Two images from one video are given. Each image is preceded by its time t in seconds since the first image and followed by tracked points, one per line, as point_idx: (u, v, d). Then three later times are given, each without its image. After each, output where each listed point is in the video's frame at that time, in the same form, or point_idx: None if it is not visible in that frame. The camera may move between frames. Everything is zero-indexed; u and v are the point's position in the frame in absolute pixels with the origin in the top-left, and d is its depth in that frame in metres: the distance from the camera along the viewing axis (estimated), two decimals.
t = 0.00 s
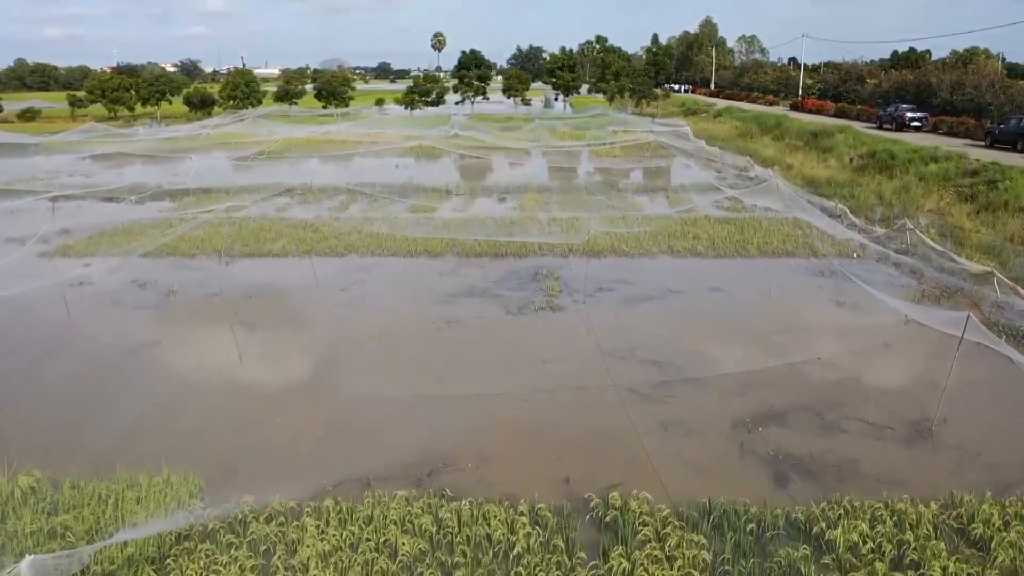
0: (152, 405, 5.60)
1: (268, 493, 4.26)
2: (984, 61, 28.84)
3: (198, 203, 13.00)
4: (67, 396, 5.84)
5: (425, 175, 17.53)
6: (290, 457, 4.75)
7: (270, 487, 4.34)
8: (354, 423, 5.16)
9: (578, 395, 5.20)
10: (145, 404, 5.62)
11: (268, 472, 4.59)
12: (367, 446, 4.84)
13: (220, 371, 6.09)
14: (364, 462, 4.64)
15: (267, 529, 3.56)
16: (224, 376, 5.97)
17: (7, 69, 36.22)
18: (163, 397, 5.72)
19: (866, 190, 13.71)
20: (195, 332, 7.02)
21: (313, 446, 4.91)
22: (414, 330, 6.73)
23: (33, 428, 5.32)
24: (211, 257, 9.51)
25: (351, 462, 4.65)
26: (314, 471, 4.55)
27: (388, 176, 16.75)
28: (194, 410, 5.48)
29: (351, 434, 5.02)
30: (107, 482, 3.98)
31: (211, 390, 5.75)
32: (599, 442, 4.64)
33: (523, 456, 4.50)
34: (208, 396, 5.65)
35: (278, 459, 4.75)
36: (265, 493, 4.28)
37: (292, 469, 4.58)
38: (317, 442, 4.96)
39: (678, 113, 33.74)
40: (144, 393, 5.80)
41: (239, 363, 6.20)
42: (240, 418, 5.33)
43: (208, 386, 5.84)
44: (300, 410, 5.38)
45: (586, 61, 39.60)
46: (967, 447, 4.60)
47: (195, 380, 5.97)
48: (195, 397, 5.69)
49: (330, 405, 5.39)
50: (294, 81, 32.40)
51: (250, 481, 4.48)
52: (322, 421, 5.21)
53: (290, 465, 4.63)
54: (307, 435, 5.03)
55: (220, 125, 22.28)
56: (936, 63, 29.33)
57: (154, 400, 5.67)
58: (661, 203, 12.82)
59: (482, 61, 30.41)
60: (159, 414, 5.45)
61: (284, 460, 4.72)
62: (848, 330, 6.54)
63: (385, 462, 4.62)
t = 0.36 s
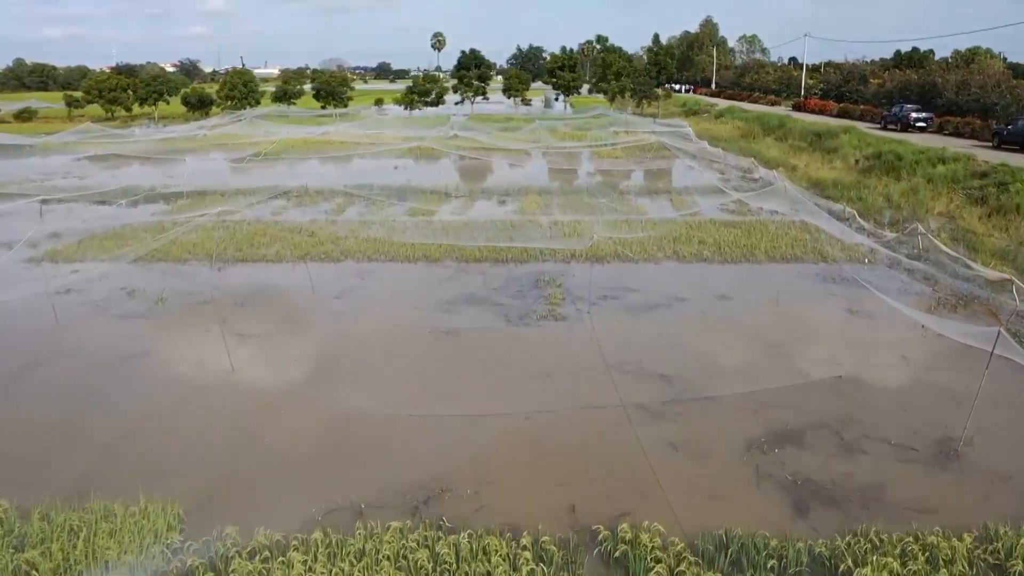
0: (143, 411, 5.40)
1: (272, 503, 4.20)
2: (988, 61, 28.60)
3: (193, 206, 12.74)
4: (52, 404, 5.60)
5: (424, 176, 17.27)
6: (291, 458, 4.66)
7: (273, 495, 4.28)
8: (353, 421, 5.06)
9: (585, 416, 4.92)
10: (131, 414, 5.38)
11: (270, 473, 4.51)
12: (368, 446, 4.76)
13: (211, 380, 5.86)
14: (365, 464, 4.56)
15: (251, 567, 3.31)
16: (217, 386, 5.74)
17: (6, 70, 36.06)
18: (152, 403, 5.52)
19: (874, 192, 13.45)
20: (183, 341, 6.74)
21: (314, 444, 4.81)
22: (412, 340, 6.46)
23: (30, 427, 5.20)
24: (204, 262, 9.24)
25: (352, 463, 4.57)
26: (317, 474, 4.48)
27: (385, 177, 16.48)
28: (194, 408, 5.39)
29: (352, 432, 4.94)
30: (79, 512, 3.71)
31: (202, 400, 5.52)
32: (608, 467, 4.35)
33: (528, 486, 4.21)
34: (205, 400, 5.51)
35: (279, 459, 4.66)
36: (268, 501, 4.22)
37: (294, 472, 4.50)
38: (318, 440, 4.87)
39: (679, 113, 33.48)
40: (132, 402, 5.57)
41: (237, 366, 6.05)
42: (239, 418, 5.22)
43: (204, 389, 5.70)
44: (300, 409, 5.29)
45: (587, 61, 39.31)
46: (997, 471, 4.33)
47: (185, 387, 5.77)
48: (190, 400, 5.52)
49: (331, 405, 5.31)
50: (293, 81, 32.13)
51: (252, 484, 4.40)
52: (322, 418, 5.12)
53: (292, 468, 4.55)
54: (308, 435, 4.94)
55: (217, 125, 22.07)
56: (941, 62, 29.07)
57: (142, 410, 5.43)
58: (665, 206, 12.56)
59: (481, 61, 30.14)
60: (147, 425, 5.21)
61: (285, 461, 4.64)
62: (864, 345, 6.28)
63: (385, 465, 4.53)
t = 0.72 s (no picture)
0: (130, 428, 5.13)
1: (273, 501, 4.22)
2: (994, 61, 28.29)
3: (185, 209, 12.44)
4: (31, 418, 5.31)
5: (422, 178, 16.98)
6: (291, 455, 4.67)
7: (274, 493, 4.29)
8: (354, 422, 5.03)
9: (590, 444, 4.58)
10: (112, 433, 5.07)
11: (270, 470, 4.52)
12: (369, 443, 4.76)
13: (198, 398, 5.54)
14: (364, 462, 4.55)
15: None
16: (206, 405, 5.41)
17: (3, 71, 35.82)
18: (139, 419, 5.25)
19: (882, 195, 13.16)
20: (167, 356, 6.39)
21: (314, 442, 4.81)
22: (408, 354, 6.15)
23: (29, 426, 5.19)
24: (194, 269, 8.95)
25: (354, 462, 4.56)
26: (317, 472, 4.48)
27: (383, 179, 16.18)
28: (193, 408, 5.39)
29: (353, 431, 4.93)
30: (47, 549, 3.46)
31: (186, 421, 5.18)
32: (616, 501, 4.04)
33: (528, 523, 3.88)
34: (194, 411, 5.32)
35: (280, 456, 4.67)
36: (269, 499, 4.23)
37: (296, 469, 4.52)
38: (318, 438, 4.87)
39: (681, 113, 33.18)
40: (116, 416, 5.31)
41: (230, 375, 5.89)
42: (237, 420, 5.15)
43: (194, 404, 5.44)
44: (301, 409, 5.28)
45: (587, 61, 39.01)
46: None
47: (173, 403, 5.47)
48: (180, 412, 5.32)
49: (330, 406, 5.31)
50: (291, 81, 31.83)
51: (253, 481, 4.42)
52: (323, 417, 5.13)
53: (293, 465, 4.56)
54: (307, 434, 4.94)
55: (213, 125, 21.83)
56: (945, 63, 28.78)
57: (121, 429, 5.11)
58: (669, 209, 12.28)
59: (480, 61, 29.79)
60: (125, 448, 4.86)
61: (286, 458, 4.65)
62: (883, 359, 6.00)
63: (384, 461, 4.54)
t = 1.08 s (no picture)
0: (111, 449, 4.82)
1: (279, 501, 4.20)
2: (999, 61, 27.98)
3: (178, 213, 12.12)
4: (15, 430, 5.10)
5: (421, 180, 16.69)
6: (296, 454, 4.64)
7: (280, 492, 4.26)
8: (357, 423, 5.00)
9: (598, 476, 4.27)
10: (90, 455, 4.75)
11: (276, 469, 4.50)
12: (373, 444, 4.72)
13: (182, 418, 5.22)
14: (369, 463, 4.51)
15: None
16: (191, 426, 5.09)
17: None
18: (120, 440, 4.93)
19: (891, 197, 12.87)
20: (152, 369, 6.08)
21: (318, 442, 4.78)
22: (404, 369, 5.85)
23: (27, 426, 5.13)
24: (184, 276, 8.64)
25: (358, 463, 4.53)
26: (322, 471, 4.46)
27: (381, 181, 15.89)
28: (194, 407, 5.38)
29: (356, 432, 4.89)
30: None
31: (168, 444, 4.86)
32: (627, 532, 3.78)
33: (532, 561, 3.61)
34: (179, 432, 5.01)
35: (284, 455, 4.64)
36: (275, 499, 4.21)
37: (302, 468, 4.49)
38: (320, 439, 4.83)
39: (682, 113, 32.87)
40: (96, 435, 5.00)
41: (216, 394, 5.57)
42: (229, 435, 4.93)
43: (178, 424, 5.13)
44: (303, 410, 5.23)
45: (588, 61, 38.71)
46: None
47: (156, 423, 5.14)
48: (163, 433, 5.01)
49: (330, 405, 5.29)
50: (289, 81, 31.51)
51: (258, 480, 4.39)
52: (326, 417, 5.09)
53: (299, 464, 4.54)
54: (307, 433, 4.91)
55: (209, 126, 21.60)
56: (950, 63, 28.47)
57: (99, 451, 4.79)
58: (673, 212, 12.01)
59: (480, 61, 29.49)
60: (102, 473, 4.54)
61: (291, 457, 4.62)
62: (905, 374, 5.71)
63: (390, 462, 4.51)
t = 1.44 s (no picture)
0: (83, 479, 4.50)
1: (282, 500, 4.22)
2: (1004, 61, 27.70)
3: (172, 216, 11.87)
4: (7, 436, 5.01)
5: (420, 181, 16.45)
6: (298, 455, 4.67)
7: (282, 491, 4.30)
8: (357, 423, 5.02)
9: (606, 509, 3.98)
10: (61, 485, 4.45)
11: (279, 469, 4.53)
12: (374, 444, 4.75)
13: (161, 443, 4.92)
14: (370, 462, 4.53)
15: None
16: (171, 452, 4.79)
17: None
18: (94, 467, 4.63)
19: (898, 200, 12.63)
20: (143, 377, 5.91)
21: (319, 443, 4.80)
22: (402, 378, 5.68)
23: (22, 431, 5.06)
24: (175, 282, 8.39)
25: (359, 462, 4.55)
26: (324, 469, 4.49)
27: (380, 183, 15.66)
28: (190, 412, 5.32)
29: (356, 432, 4.92)
30: None
31: (145, 473, 4.56)
32: (633, 550, 3.67)
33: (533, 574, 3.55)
34: (158, 458, 4.72)
35: (287, 455, 4.68)
36: (279, 498, 4.24)
37: (304, 467, 4.52)
38: (319, 441, 4.82)
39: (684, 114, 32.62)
40: (77, 455, 4.76)
41: (199, 416, 5.26)
42: (217, 457, 4.71)
43: (158, 449, 4.83)
44: (303, 412, 5.24)
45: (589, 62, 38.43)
46: None
47: (131, 450, 4.82)
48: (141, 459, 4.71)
49: (330, 405, 5.32)
50: (288, 80, 31.24)
51: (261, 480, 4.42)
52: (327, 419, 5.12)
53: (301, 463, 4.56)
54: (306, 435, 4.92)
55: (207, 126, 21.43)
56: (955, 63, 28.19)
57: (73, 480, 4.49)
58: (677, 215, 11.81)
59: (480, 61, 29.22)
60: (73, 504, 4.23)
61: (293, 457, 4.65)
62: (924, 390, 5.47)
63: (391, 462, 4.52)
